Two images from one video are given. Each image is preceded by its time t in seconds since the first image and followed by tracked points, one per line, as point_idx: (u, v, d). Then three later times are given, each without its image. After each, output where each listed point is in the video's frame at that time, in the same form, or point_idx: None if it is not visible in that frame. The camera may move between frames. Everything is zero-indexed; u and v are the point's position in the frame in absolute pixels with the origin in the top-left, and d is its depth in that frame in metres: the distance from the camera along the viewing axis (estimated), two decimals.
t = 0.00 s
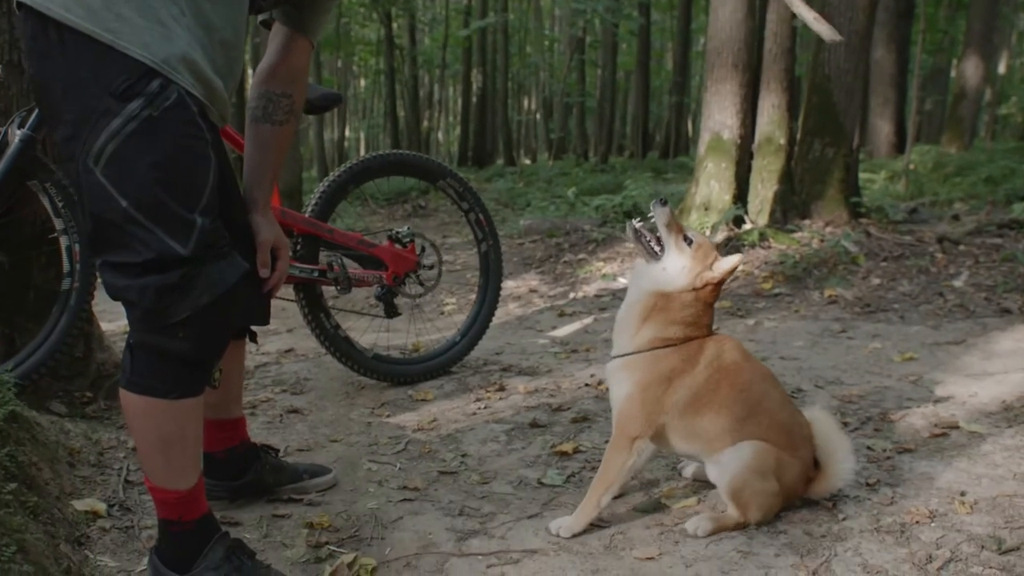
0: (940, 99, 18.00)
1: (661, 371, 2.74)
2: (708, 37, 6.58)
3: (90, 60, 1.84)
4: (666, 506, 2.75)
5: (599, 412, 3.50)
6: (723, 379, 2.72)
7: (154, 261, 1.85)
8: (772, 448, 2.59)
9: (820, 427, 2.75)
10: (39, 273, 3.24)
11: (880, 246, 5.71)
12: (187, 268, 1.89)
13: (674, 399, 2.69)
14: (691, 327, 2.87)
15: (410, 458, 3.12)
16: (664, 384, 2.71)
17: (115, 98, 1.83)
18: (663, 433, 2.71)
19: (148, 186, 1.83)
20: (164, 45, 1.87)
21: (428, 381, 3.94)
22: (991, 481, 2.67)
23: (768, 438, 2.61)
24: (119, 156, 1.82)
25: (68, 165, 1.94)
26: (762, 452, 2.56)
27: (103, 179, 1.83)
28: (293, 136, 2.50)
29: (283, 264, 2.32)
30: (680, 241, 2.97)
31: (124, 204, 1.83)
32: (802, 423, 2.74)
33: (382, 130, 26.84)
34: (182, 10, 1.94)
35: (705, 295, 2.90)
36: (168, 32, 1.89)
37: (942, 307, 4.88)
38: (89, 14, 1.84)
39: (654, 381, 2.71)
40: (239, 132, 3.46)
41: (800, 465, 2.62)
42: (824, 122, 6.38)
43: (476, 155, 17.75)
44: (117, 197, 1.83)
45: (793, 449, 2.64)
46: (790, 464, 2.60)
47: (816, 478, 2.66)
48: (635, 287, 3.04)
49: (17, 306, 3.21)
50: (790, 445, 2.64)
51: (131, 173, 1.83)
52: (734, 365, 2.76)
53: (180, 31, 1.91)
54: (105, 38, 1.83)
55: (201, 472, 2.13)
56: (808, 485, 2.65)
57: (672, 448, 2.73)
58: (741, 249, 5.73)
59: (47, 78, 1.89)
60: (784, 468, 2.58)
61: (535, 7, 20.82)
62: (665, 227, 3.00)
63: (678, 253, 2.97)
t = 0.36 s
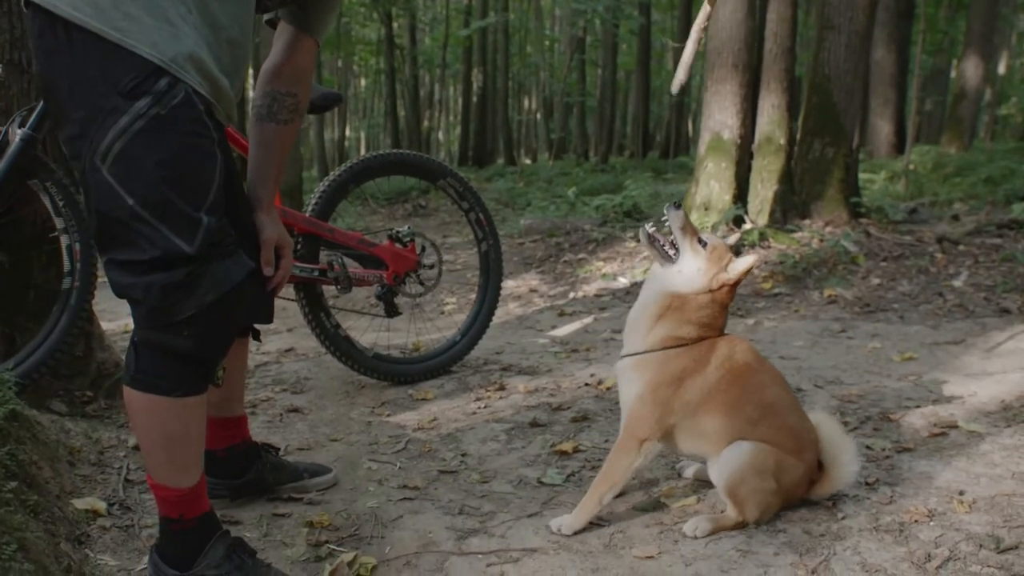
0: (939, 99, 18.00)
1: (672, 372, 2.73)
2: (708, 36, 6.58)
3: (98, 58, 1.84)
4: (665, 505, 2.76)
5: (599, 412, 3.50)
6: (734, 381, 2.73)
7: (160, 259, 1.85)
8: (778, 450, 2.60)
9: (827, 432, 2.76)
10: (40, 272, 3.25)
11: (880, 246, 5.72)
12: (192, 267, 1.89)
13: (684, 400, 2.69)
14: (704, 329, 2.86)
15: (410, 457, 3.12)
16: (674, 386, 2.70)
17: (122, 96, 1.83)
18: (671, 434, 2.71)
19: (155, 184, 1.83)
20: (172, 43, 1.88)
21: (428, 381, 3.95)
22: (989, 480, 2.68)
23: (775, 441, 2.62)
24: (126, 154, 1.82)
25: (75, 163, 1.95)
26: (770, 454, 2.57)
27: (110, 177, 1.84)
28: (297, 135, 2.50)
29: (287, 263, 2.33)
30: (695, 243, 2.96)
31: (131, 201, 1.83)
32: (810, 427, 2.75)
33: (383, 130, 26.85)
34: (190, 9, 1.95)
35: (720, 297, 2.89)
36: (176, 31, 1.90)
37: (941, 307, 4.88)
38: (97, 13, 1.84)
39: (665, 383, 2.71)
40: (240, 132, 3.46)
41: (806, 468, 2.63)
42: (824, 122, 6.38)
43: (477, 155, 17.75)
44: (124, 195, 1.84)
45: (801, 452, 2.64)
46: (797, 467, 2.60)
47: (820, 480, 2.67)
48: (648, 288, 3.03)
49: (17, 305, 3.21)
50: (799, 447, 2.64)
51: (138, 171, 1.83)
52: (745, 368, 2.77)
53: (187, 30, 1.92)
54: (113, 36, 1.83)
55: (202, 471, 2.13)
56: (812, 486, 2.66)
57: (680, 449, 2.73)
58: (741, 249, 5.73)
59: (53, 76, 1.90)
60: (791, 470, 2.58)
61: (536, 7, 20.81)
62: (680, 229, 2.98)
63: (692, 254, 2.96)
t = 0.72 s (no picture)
0: (939, 100, 18.00)
1: (673, 375, 2.72)
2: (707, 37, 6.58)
3: (97, 57, 1.84)
4: (663, 505, 2.76)
5: (597, 411, 3.51)
6: (734, 384, 2.73)
7: (158, 258, 1.86)
8: (777, 450, 2.60)
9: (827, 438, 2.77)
10: (39, 271, 3.25)
11: (878, 247, 5.72)
12: (190, 265, 1.90)
13: (685, 403, 2.69)
14: (707, 332, 2.86)
15: (408, 456, 3.12)
16: (676, 389, 2.70)
17: (120, 95, 1.83)
18: (671, 436, 2.71)
19: (152, 183, 1.83)
20: (169, 43, 1.88)
21: (426, 380, 3.95)
22: (986, 480, 2.68)
23: (775, 442, 2.63)
24: (123, 153, 1.83)
25: (72, 161, 1.95)
26: (770, 455, 2.57)
27: (108, 176, 1.84)
28: (295, 135, 2.50)
29: (284, 262, 2.34)
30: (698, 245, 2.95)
31: (128, 200, 1.84)
32: (810, 429, 2.75)
33: (383, 130, 26.87)
34: (188, 10, 1.95)
35: (723, 298, 2.90)
36: (174, 31, 1.90)
37: (939, 308, 4.88)
38: (95, 12, 1.85)
39: (667, 386, 2.70)
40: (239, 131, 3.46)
41: (806, 470, 2.63)
42: (823, 122, 6.38)
43: (476, 155, 17.75)
44: (121, 193, 1.84)
45: (801, 453, 2.65)
46: (797, 468, 2.61)
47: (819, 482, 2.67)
48: (651, 290, 3.00)
49: (17, 304, 3.22)
50: (799, 449, 2.65)
51: (135, 170, 1.83)
52: (745, 371, 2.77)
53: (185, 30, 1.93)
54: (111, 35, 1.84)
55: (200, 470, 2.14)
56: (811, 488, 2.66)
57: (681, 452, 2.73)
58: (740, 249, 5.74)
59: (51, 76, 1.90)
60: (791, 471, 2.58)
61: (536, 8, 20.80)
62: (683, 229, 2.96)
63: (695, 256, 2.96)
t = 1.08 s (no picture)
0: (934, 102, 18.04)
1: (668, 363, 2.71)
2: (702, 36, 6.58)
3: (83, 54, 1.84)
4: (654, 503, 2.76)
5: (590, 410, 3.51)
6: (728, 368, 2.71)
7: (146, 255, 1.86)
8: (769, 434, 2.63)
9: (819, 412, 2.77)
10: (31, 268, 3.24)
11: (872, 247, 5.73)
12: (178, 263, 1.89)
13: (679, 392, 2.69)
14: (703, 320, 2.83)
15: (400, 455, 3.12)
16: (672, 376, 2.70)
17: (107, 92, 1.83)
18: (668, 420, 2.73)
19: (140, 180, 1.83)
20: (157, 39, 1.88)
21: (420, 379, 3.95)
22: (976, 478, 2.68)
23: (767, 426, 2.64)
24: (111, 149, 1.82)
25: (59, 158, 1.95)
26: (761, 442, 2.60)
27: (95, 173, 1.84)
28: (286, 133, 2.50)
29: (275, 260, 2.34)
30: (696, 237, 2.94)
31: (115, 197, 1.83)
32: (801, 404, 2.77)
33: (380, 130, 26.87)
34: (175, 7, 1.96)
35: (718, 290, 2.85)
36: (161, 27, 1.90)
37: (932, 307, 4.89)
38: (82, 8, 1.85)
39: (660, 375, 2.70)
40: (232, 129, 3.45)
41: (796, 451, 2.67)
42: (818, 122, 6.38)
43: (473, 155, 17.75)
44: (109, 190, 1.84)
45: (794, 433, 2.67)
46: (787, 451, 2.65)
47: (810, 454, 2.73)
48: (646, 278, 3.01)
49: (9, 302, 3.21)
50: (790, 429, 2.68)
51: (123, 167, 1.83)
52: (738, 351, 2.76)
53: (173, 27, 1.93)
54: (97, 31, 1.83)
55: (189, 468, 2.14)
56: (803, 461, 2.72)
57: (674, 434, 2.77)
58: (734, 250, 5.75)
59: (37, 72, 1.90)
60: (781, 455, 2.64)
61: (533, 8, 20.80)
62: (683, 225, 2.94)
63: (692, 246, 2.95)
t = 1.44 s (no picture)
0: (925, 102, 18.09)
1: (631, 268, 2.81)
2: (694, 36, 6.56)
3: (64, 50, 1.82)
4: (641, 501, 2.74)
5: (579, 409, 3.50)
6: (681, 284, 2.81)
7: (128, 253, 1.84)
8: (715, 362, 2.69)
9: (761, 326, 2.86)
10: (17, 266, 3.22)
11: (862, 246, 5.73)
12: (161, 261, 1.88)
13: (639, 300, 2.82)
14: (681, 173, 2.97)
15: (388, 453, 3.11)
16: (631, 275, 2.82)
17: (88, 89, 1.81)
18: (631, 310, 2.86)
19: (122, 178, 1.82)
20: (140, 37, 1.86)
21: (409, 378, 3.93)
22: (962, 476, 2.68)
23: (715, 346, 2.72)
24: (93, 146, 1.81)
25: (41, 157, 1.93)
26: (704, 360, 2.69)
27: (77, 171, 1.82)
28: (272, 130, 2.50)
29: (260, 258, 2.33)
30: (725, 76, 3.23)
31: (97, 195, 1.82)
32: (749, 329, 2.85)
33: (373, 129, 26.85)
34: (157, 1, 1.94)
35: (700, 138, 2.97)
36: (144, 25, 1.88)
37: (921, 306, 4.90)
38: (63, 5, 1.82)
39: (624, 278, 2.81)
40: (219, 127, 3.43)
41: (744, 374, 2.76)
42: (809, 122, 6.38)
43: (466, 155, 17.73)
44: (91, 188, 1.82)
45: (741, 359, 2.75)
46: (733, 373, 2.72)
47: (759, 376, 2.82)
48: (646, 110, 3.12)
49: None
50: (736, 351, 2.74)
51: (105, 166, 1.81)
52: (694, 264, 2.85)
53: (156, 24, 1.91)
54: (79, 29, 1.81)
55: (174, 467, 2.12)
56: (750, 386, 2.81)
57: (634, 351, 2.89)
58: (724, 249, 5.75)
59: (18, 69, 1.86)
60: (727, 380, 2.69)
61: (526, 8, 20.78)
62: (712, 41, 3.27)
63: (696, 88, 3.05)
